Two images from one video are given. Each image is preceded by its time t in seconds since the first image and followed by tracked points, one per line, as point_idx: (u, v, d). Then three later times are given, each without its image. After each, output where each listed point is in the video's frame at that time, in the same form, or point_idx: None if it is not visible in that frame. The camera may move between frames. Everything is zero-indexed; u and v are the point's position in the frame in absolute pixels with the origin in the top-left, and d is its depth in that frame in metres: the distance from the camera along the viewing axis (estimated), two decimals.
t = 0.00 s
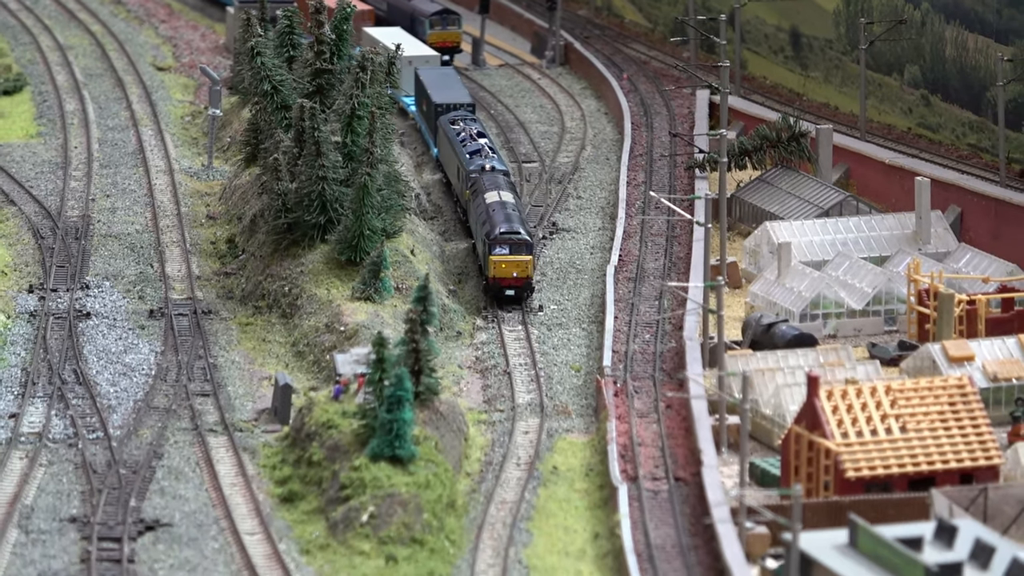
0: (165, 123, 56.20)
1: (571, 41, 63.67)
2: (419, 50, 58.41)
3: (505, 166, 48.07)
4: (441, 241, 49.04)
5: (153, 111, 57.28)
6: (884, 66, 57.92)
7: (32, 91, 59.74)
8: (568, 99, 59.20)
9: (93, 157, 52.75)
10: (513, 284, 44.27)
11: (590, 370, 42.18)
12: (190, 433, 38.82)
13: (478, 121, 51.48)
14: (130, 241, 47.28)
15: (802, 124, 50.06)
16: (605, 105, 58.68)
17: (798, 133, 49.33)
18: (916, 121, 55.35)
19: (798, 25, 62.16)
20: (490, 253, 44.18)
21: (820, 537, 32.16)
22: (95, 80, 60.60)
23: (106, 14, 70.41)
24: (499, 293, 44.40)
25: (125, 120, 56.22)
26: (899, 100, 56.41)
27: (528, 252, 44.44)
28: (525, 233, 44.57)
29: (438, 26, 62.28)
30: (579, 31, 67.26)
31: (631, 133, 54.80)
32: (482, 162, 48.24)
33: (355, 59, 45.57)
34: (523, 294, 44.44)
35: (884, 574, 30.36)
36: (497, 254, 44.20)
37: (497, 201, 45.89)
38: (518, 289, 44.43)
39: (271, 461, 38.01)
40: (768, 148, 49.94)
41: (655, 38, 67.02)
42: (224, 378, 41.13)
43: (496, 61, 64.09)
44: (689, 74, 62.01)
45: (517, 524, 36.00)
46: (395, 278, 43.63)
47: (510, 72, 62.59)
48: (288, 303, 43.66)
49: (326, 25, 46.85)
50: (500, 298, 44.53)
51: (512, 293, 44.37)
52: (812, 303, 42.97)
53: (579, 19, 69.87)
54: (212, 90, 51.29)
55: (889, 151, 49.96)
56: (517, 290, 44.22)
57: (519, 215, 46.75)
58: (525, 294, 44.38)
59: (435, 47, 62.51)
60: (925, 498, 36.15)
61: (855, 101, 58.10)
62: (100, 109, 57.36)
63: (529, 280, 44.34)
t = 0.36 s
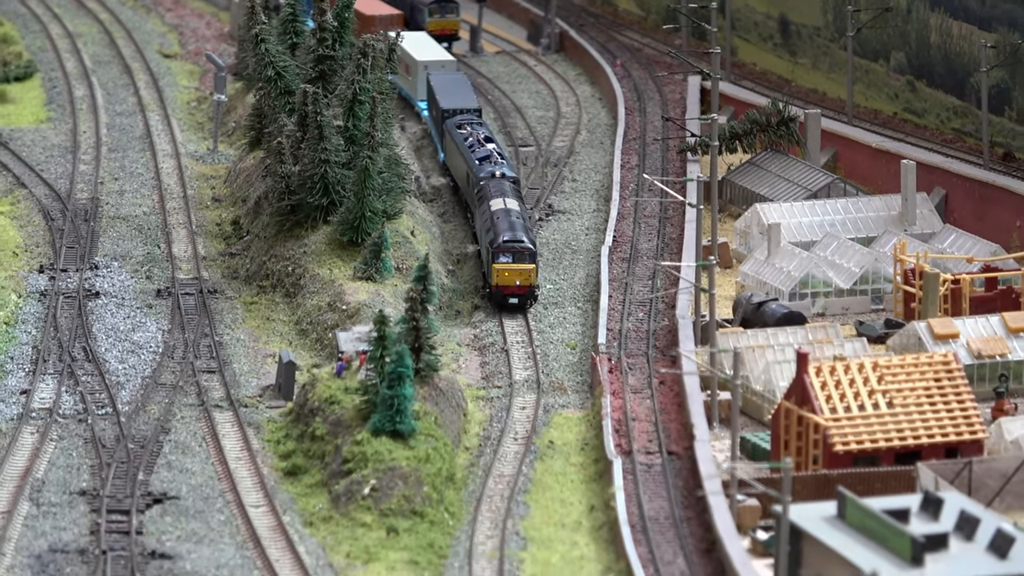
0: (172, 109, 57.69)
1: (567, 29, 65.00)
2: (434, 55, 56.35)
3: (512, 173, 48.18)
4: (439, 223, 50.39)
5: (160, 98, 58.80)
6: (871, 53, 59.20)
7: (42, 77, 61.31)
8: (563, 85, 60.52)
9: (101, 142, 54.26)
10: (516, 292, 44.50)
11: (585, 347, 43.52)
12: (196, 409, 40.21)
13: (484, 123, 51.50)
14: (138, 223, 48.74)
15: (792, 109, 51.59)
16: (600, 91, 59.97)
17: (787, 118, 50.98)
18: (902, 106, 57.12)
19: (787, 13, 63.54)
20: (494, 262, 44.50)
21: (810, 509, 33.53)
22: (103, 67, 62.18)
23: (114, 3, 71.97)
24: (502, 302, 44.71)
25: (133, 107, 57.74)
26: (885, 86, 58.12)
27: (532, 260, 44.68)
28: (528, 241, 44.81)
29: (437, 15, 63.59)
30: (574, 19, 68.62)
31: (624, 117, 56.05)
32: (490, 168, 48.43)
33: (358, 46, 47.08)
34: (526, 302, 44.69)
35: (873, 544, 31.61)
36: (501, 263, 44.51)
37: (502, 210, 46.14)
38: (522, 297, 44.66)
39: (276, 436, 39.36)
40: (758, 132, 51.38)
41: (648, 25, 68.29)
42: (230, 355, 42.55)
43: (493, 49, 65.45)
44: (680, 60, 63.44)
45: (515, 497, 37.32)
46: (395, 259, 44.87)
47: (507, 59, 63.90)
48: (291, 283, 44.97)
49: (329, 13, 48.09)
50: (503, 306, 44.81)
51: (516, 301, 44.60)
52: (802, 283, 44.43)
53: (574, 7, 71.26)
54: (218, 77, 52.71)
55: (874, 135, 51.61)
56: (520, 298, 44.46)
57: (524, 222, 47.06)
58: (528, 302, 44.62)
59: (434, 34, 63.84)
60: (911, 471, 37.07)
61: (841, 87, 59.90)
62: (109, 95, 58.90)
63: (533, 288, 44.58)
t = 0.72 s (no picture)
0: (176, 96, 59.36)
1: (560, 18, 66.62)
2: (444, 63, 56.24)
3: (516, 183, 48.16)
4: (436, 208, 51.55)
5: (165, 84, 60.50)
6: (856, 41, 61.03)
7: (50, 64, 63.04)
8: (556, 73, 62.06)
9: (107, 127, 55.90)
10: (518, 304, 44.28)
11: (577, 327, 44.97)
12: (200, 387, 41.60)
13: (492, 131, 51.66)
14: (143, 206, 50.16)
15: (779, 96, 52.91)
16: (592, 78, 61.50)
17: (775, 104, 52.19)
18: (886, 93, 58.96)
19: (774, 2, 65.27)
20: (495, 273, 44.20)
21: (797, 484, 34.79)
22: (109, 54, 63.92)
23: None
24: (504, 313, 44.45)
25: (138, 93, 59.41)
26: (869, 73, 59.99)
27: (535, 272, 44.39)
28: (529, 251, 44.51)
29: (434, 3, 65.04)
30: (567, 8, 70.18)
31: (616, 104, 57.51)
32: (494, 178, 48.33)
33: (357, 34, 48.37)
34: (528, 314, 44.44)
35: (859, 519, 32.94)
36: (503, 274, 44.21)
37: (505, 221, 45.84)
38: (524, 309, 44.39)
39: (277, 413, 40.77)
40: (747, 119, 52.76)
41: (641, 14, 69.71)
42: (232, 334, 43.97)
43: (488, 37, 67.09)
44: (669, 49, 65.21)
45: (510, 472, 38.65)
46: (393, 241, 46.19)
47: (503, 47, 65.41)
48: (292, 264, 46.35)
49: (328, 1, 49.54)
50: (505, 317, 44.56)
51: (518, 313, 44.37)
52: (789, 265, 45.95)
53: None
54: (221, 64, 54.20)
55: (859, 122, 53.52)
56: (522, 310, 44.22)
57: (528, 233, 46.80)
58: (530, 314, 44.37)
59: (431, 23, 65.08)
60: (895, 447, 38.81)
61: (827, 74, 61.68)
62: (114, 81, 60.58)
63: (535, 301, 44.32)
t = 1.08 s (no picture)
0: (182, 80, 61.59)
1: (556, 5, 68.49)
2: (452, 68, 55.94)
3: (521, 190, 48.20)
4: (436, 188, 53.33)
5: (171, 69, 62.95)
6: (844, 27, 64.37)
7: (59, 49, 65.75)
8: (552, 57, 63.86)
9: (116, 110, 58.17)
10: (521, 312, 44.61)
11: (573, 305, 46.46)
12: (206, 362, 43.29)
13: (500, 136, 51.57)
14: (150, 187, 52.16)
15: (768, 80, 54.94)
16: (587, 63, 63.33)
17: (765, 89, 54.40)
18: (873, 78, 62.17)
19: None
20: (500, 281, 44.51)
21: (787, 458, 36.52)
22: (117, 41, 66.60)
23: None
24: (508, 321, 44.83)
25: (145, 78, 61.77)
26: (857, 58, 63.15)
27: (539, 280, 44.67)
28: (534, 259, 44.72)
29: None
30: None
31: (611, 88, 59.14)
32: (499, 185, 48.52)
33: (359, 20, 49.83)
34: (532, 322, 44.85)
35: (846, 491, 34.57)
36: (507, 282, 44.50)
37: (510, 229, 45.98)
38: (527, 318, 44.79)
39: (280, 388, 42.44)
40: (738, 102, 54.72)
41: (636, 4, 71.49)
42: (237, 312, 45.67)
43: (486, 23, 68.78)
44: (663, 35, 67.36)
45: (507, 446, 40.05)
46: (394, 221, 47.84)
47: (500, 35, 67.04)
48: (296, 244, 48.09)
49: None
50: (509, 325, 44.95)
51: (521, 321, 44.74)
52: (779, 245, 47.65)
53: None
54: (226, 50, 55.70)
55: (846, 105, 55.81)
56: (526, 318, 44.61)
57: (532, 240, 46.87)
58: (534, 322, 44.79)
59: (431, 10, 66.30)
60: (882, 421, 40.84)
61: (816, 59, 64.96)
62: (123, 67, 63.09)
63: (538, 309, 44.65)
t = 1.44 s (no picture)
0: (188, 64, 63.95)
1: None
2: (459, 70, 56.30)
3: (523, 197, 48.42)
4: (433, 167, 55.06)
5: (177, 53, 65.33)
6: (831, 12, 67.09)
7: (68, 35, 68.35)
8: (546, 42, 66.04)
9: (123, 93, 60.51)
10: (518, 318, 44.88)
11: (568, 281, 48.00)
12: (211, 338, 44.95)
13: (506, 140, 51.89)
14: (157, 167, 54.18)
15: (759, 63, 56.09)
16: (581, 48, 65.36)
17: (754, 72, 55.47)
18: (859, 62, 64.73)
19: None
20: (497, 287, 44.83)
21: (776, 429, 38.16)
22: (124, 26, 69.13)
23: None
24: (504, 327, 45.14)
25: (152, 62, 64.19)
26: (845, 43, 65.80)
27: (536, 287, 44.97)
28: (532, 266, 44.99)
29: None
30: None
31: (604, 72, 61.10)
32: (504, 189, 48.82)
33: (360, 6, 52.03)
34: (528, 328, 45.09)
35: (830, 459, 36.40)
36: (504, 288, 44.81)
37: (511, 236, 46.33)
38: (523, 324, 45.02)
39: (283, 361, 44.15)
40: (727, 84, 55.36)
41: None
42: (241, 289, 47.39)
43: (483, 10, 71.10)
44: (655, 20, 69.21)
45: (504, 418, 41.53)
46: (394, 201, 49.54)
47: (497, 19, 69.47)
48: (298, 223, 49.81)
49: None
50: (505, 331, 45.22)
51: (518, 327, 44.98)
52: (768, 223, 49.47)
53: None
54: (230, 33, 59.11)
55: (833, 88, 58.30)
56: (522, 324, 44.89)
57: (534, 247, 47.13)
58: (530, 328, 45.03)
59: None
60: (868, 393, 42.53)
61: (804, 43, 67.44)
62: (129, 51, 65.52)
63: (535, 316, 44.90)
